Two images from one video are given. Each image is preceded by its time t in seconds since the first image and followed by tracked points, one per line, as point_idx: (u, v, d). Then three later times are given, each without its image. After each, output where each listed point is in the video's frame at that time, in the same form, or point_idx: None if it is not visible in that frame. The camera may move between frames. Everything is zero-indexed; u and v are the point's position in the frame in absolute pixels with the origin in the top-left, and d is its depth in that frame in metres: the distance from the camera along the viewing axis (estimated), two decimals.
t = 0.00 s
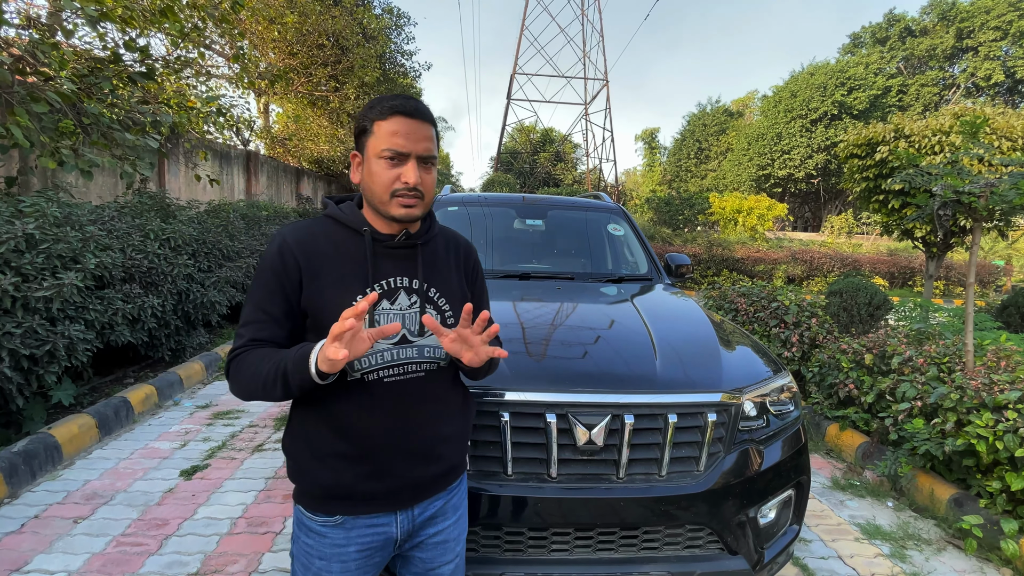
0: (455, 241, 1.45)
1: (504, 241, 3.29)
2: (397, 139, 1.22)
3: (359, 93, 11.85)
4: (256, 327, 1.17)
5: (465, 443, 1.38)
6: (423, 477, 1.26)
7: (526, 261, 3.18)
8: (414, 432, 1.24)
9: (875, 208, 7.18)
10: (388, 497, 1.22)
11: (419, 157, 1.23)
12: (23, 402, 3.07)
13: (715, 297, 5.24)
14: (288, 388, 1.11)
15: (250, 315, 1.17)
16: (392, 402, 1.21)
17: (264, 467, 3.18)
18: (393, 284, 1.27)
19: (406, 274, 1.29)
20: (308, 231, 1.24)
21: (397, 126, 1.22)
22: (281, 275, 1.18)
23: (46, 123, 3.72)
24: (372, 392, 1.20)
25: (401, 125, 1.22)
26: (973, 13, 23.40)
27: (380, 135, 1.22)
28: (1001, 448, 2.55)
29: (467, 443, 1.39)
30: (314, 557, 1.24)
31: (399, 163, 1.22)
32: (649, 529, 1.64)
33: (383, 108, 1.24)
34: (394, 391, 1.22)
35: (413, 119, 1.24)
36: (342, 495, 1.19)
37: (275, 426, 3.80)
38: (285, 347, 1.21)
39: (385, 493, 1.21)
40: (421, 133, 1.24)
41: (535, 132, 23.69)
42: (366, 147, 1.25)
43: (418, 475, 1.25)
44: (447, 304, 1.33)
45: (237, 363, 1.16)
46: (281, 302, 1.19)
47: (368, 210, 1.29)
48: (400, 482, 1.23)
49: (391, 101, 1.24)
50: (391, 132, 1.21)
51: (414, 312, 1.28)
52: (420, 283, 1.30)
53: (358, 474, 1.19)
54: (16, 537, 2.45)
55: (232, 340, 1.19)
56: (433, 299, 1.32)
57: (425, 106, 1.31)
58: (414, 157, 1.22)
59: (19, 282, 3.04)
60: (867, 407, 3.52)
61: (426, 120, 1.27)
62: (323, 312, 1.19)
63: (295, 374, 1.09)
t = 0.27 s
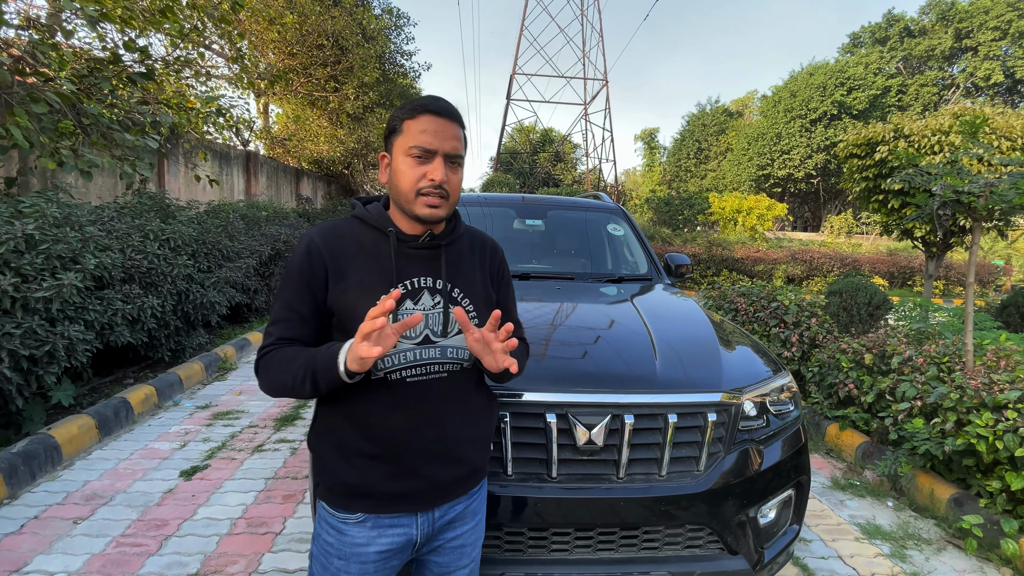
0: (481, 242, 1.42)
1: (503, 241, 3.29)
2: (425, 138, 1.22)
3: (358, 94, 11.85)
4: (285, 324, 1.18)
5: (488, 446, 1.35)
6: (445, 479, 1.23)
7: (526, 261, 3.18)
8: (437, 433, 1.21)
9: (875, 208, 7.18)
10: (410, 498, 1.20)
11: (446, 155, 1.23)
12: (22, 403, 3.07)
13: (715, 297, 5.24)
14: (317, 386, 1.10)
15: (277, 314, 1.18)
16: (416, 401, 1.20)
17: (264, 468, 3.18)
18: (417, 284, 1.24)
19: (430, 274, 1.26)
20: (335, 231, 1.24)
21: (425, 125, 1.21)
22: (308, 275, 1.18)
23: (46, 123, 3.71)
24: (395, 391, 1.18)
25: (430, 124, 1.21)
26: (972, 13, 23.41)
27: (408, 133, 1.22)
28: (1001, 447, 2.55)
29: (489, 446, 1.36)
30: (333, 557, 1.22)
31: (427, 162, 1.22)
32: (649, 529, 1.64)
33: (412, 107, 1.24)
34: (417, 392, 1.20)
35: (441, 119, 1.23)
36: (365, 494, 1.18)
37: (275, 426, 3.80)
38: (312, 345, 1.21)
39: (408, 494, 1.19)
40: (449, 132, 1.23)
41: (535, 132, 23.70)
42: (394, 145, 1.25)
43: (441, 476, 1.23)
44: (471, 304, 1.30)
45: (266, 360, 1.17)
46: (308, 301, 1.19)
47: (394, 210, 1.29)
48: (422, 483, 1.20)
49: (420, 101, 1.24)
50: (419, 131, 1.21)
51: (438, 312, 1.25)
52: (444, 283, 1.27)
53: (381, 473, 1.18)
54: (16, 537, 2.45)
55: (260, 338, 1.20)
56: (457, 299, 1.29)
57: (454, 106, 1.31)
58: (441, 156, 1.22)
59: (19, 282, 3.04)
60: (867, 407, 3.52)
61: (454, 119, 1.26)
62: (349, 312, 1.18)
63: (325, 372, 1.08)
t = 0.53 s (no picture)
0: (495, 241, 1.38)
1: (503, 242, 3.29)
2: (445, 140, 1.20)
3: (358, 95, 11.85)
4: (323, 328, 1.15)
5: (505, 447, 1.32)
6: (462, 480, 1.22)
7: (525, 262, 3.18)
8: (453, 434, 1.20)
9: (874, 208, 7.19)
10: (428, 498, 1.19)
11: (465, 160, 1.21)
12: (22, 404, 3.07)
13: (714, 297, 5.24)
14: (383, 383, 1.10)
15: (309, 317, 1.15)
16: (433, 402, 1.18)
17: (263, 469, 3.18)
18: (431, 285, 1.22)
19: (445, 275, 1.24)
20: (354, 233, 1.23)
21: (446, 128, 1.20)
22: (334, 276, 1.17)
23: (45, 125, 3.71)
24: (414, 392, 1.17)
25: (450, 129, 1.20)
26: (971, 13, 23.43)
27: (428, 136, 1.21)
28: (1000, 447, 2.55)
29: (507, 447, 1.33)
30: (348, 557, 1.23)
31: (446, 164, 1.20)
32: (649, 530, 1.64)
33: (432, 111, 1.23)
34: (434, 393, 1.18)
35: (462, 122, 1.22)
36: (382, 494, 1.17)
37: (275, 427, 3.80)
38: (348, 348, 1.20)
39: (426, 496, 1.18)
40: (468, 135, 1.21)
41: (534, 132, 23.72)
42: (414, 147, 1.24)
43: (458, 477, 1.21)
44: (486, 305, 1.26)
45: (310, 366, 1.13)
46: (340, 302, 1.17)
47: (411, 212, 1.27)
48: (439, 484, 1.19)
49: (441, 104, 1.23)
50: (440, 134, 1.20)
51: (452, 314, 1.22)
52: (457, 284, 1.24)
53: (400, 472, 1.17)
54: (16, 538, 2.45)
55: (291, 345, 1.15)
56: (471, 300, 1.25)
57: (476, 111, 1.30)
58: (461, 159, 1.20)
59: (18, 283, 3.04)
60: (866, 407, 3.52)
61: (474, 123, 1.25)
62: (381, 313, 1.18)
63: (396, 364, 1.09)
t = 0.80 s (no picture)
0: (508, 245, 1.37)
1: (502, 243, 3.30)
2: (468, 143, 1.20)
3: (358, 96, 11.85)
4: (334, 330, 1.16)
5: (513, 451, 1.32)
6: (469, 483, 1.21)
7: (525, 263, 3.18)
8: (462, 437, 1.19)
9: (873, 208, 7.20)
10: (435, 501, 1.19)
11: (487, 163, 1.22)
12: (21, 405, 3.06)
13: (714, 297, 5.24)
14: (385, 389, 1.11)
15: (321, 319, 1.16)
16: (442, 404, 1.18)
17: (263, 470, 3.18)
18: (441, 289, 1.23)
19: (455, 279, 1.24)
20: (366, 235, 1.24)
21: (472, 131, 1.21)
22: (345, 278, 1.18)
23: (45, 126, 3.71)
24: (423, 394, 1.17)
25: (473, 132, 1.20)
26: (969, 14, 23.49)
27: (451, 138, 1.21)
28: (999, 447, 2.55)
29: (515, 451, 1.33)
30: (356, 556, 1.23)
31: (468, 167, 1.20)
32: (648, 530, 1.64)
33: (454, 114, 1.23)
34: (443, 395, 1.18)
35: (485, 127, 1.23)
36: (390, 494, 1.18)
37: (274, 428, 3.80)
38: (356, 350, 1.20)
39: (433, 497, 1.18)
40: (490, 141, 1.22)
41: (534, 133, 23.73)
42: (434, 149, 1.23)
43: (466, 480, 1.21)
44: (495, 308, 1.26)
45: (316, 368, 1.14)
46: (355, 304, 1.18)
47: (425, 214, 1.27)
48: (446, 486, 1.19)
49: (465, 107, 1.24)
50: (465, 136, 1.20)
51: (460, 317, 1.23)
52: (467, 287, 1.24)
53: (407, 473, 1.17)
54: (15, 540, 2.45)
55: (299, 346, 1.16)
56: (480, 303, 1.25)
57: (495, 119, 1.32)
58: (483, 163, 1.21)
59: (17, 284, 3.04)
60: (865, 407, 3.52)
61: (495, 128, 1.26)
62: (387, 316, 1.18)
63: (399, 371, 1.10)
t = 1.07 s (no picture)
0: (515, 248, 1.37)
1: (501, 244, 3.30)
2: (483, 152, 1.20)
3: (357, 97, 11.86)
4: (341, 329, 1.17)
5: (516, 453, 1.32)
6: (473, 484, 1.21)
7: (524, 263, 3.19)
8: (466, 438, 1.20)
9: (872, 209, 7.21)
10: (439, 501, 1.19)
11: (501, 175, 1.22)
12: (20, 407, 3.07)
13: (713, 298, 5.25)
14: (390, 388, 1.11)
15: (328, 317, 1.16)
16: (446, 405, 1.18)
17: (262, 471, 3.18)
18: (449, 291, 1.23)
19: (462, 281, 1.24)
20: (376, 236, 1.24)
21: (487, 141, 1.20)
22: (353, 278, 1.18)
23: (44, 127, 3.72)
24: (428, 394, 1.17)
25: (489, 142, 1.20)
26: (967, 14, 23.54)
27: (466, 146, 1.20)
28: (997, 447, 2.55)
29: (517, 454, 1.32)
30: (362, 555, 1.23)
31: (482, 177, 1.20)
32: (647, 530, 1.64)
33: (470, 122, 1.22)
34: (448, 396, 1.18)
35: (500, 136, 1.23)
36: (394, 493, 1.18)
37: (273, 429, 3.80)
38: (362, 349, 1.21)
39: (436, 498, 1.19)
40: (505, 150, 1.22)
41: (533, 133, 23.75)
42: (449, 156, 1.23)
43: (469, 481, 1.21)
44: (501, 312, 1.26)
45: (323, 365, 1.14)
46: (363, 304, 1.19)
47: (435, 218, 1.27)
48: (449, 487, 1.19)
49: (481, 115, 1.23)
50: (481, 145, 1.20)
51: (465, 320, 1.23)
52: (474, 289, 1.24)
53: (412, 473, 1.18)
54: (14, 541, 2.45)
55: (306, 343, 1.17)
56: (486, 306, 1.25)
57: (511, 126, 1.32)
58: (497, 173, 1.21)
59: (16, 286, 3.04)
60: (864, 407, 3.52)
61: (510, 138, 1.26)
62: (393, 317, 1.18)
63: (404, 374, 1.09)
